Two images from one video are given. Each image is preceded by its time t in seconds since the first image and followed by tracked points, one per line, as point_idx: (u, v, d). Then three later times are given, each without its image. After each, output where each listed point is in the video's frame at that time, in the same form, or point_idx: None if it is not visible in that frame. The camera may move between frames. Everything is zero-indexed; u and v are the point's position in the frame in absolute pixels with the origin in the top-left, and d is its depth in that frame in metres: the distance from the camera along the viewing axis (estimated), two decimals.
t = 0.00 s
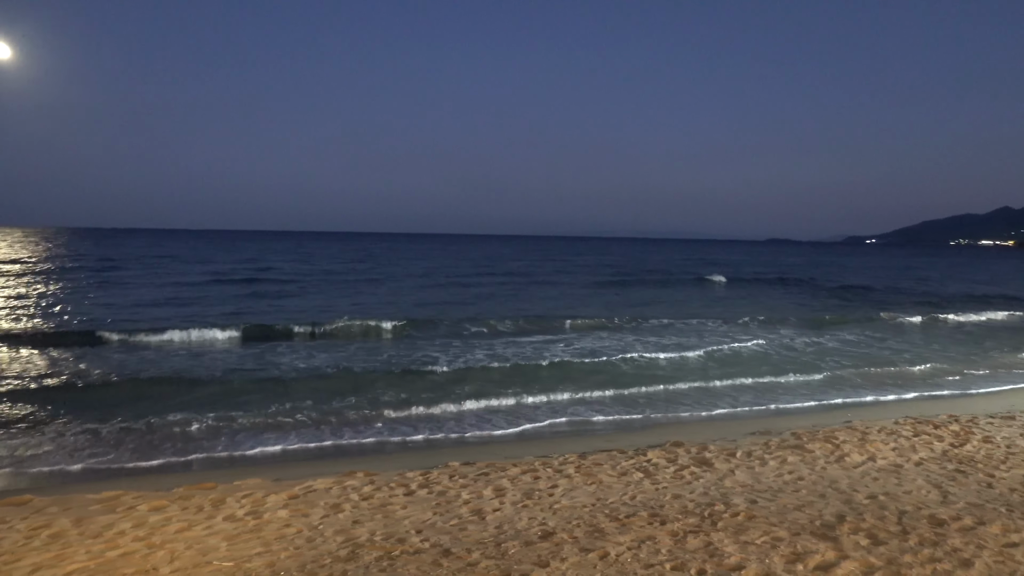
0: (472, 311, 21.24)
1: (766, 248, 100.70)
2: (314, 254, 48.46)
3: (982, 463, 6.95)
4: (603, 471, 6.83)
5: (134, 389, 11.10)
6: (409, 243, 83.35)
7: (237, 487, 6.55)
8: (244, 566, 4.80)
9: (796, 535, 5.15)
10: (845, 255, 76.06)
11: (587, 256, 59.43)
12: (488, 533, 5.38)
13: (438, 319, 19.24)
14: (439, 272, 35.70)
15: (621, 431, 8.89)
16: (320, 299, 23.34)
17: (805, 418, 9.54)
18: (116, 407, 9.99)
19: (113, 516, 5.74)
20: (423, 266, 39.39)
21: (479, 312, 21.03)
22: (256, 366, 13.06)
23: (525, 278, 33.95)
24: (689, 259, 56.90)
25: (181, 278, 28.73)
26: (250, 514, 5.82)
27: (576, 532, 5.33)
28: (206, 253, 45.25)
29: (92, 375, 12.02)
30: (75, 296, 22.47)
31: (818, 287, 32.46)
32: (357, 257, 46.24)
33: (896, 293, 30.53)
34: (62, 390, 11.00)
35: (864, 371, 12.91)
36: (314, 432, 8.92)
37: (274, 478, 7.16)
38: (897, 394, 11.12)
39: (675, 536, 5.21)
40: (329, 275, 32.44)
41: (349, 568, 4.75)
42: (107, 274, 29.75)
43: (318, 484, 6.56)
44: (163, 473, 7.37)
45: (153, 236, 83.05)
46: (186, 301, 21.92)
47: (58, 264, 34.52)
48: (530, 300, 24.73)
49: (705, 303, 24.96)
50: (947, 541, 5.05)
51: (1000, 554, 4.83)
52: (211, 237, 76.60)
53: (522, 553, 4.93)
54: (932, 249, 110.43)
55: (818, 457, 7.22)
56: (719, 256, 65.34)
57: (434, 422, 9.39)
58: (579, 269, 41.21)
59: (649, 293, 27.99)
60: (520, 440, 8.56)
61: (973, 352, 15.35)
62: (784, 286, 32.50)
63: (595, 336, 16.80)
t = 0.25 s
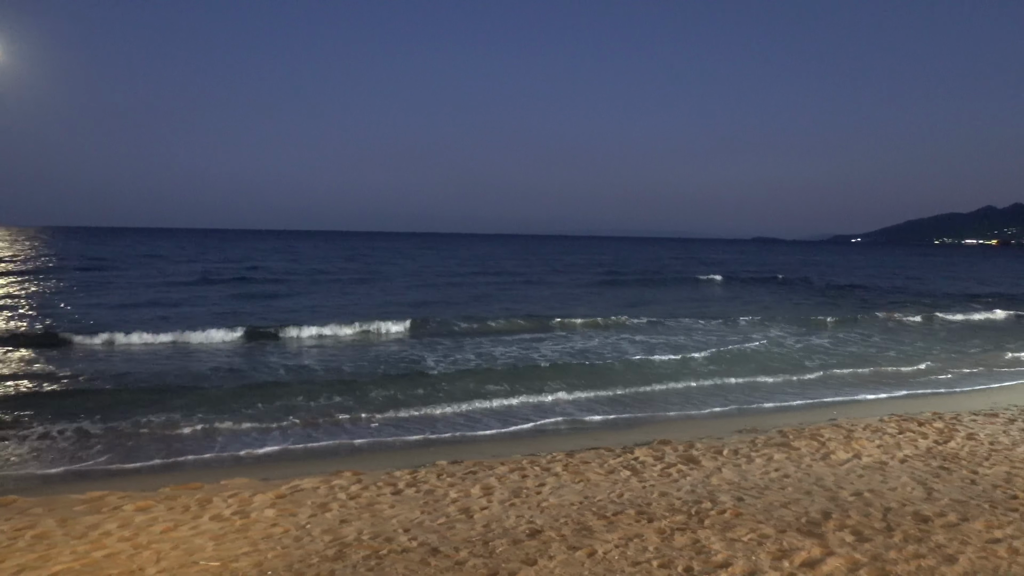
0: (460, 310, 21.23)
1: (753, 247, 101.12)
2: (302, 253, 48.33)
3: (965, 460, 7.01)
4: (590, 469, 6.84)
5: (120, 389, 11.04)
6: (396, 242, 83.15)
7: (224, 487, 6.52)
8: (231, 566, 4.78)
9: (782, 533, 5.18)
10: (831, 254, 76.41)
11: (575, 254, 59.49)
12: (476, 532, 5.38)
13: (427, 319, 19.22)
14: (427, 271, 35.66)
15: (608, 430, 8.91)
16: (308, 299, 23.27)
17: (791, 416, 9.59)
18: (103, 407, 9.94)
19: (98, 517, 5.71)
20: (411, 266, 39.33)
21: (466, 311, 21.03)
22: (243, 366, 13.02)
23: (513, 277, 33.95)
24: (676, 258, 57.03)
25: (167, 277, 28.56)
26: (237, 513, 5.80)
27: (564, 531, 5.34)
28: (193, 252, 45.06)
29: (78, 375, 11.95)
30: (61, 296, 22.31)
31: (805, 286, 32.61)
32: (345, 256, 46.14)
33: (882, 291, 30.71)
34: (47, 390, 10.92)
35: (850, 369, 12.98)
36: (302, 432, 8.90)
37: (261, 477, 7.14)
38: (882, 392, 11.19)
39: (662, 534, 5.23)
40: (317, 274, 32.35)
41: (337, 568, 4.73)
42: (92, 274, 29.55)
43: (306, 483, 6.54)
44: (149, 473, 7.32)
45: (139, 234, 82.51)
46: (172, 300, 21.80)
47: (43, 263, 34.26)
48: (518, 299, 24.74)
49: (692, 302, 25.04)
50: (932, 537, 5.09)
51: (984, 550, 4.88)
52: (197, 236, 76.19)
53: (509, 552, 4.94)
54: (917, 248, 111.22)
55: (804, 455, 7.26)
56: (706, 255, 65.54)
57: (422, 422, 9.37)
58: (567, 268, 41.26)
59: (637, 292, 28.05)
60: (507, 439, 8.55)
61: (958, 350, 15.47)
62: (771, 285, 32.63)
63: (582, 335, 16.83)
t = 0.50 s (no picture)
0: (450, 307, 21.22)
1: (742, 243, 101.28)
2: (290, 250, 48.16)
3: (951, 454, 7.08)
4: (580, 465, 6.86)
5: (106, 387, 10.98)
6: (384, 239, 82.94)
7: (213, 484, 6.50)
8: (220, 563, 4.77)
9: (770, 527, 5.21)
10: (819, 250, 76.69)
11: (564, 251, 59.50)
12: (466, 528, 5.39)
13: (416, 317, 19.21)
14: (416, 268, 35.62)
15: (597, 426, 8.92)
16: (296, 296, 23.20)
17: (779, 412, 9.64)
18: (90, 405, 9.88)
19: (86, 515, 5.68)
20: (399, 263, 39.26)
21: (455, 308, 21.02)
22: (232, 363, 12.97)
23: (502, 273, 33.94)
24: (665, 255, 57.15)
25: (154, 275, 28.39)
26: (225, 511, 5.79)
27: (554, 526, 5.35)
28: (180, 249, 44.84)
29: (64, 374, 11.86)
30: (46, 294, 22.14)
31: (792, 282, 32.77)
32: (334, 253, 46.03)
33: (868, 288, 30.89)
34: (33, 388, 10.85)
35: (836, 365, 13.07)
36: (292, 429, 8.87)
37: (250, 475, 7.11)
38: (869, 388, 11.27)
39: (651, 529, 5.25)
40: (305, 271, 32.24)
41: (327, 564, 4.73)
42: (78, 271, 29.33)
43: (295, 480, 6.53)
44: (137, 471, 7.28)
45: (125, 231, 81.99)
46: (160, 298, 21.68)
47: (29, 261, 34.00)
48: (507, 296, 24.73)
49: (681, 298, 25.09)
50: (919, 531, 5.13)
51: (970, 543, 4.92)
52: (184, 233, 75.78)
53: (499, 547, 4.95)
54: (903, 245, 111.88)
55: (792, 450, 7.30)
56: (695, 252, 65.67)
57: (411, 419, 9.36)
58: (556, 265, 41.28)
59: (625, 289, 28.10)
60: (496, 435, 8.56)
61: (944, 346, 15.59)
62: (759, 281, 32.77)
63: (571, 332, 16.84)
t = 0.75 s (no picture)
0: (439, 306, 21.19)
1: (729, 238, 101.57)
2: (278, 250, 47.99)
3: (939, 446, 7.13)
4: (571, 462, 6.87)
5: (94, 390, 10.91)
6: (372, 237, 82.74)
7: (203, 486, 6.47)
8: (212, 565, 4.76)
9: (761, 521, 5.24)
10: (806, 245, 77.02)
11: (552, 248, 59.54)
12: (459, 526, 5.39)
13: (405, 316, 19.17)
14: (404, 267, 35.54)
15: (588, 423, 8.93)
16: (285, 296, 23.12)
17: (769, 406, 9.68)
18: (77, 407, 9.81)
19: (76, 519, 5.64)
20: (387, 262, 39.19)
21: (444, 307, 21.00)
22: (220, 364, 12.92)
23: (490, 271, 33.92)
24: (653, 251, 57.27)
25: (141, 277, 28.21)
26: (216, 513, 5.76)
27: (546, 524, 5.36)
28: (167, 250, 44.62)
29: (51, 378, 11.78)
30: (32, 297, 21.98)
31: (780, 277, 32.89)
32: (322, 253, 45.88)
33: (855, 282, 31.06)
34: (20, 391, 10.77)
35: (824, 359, 13.14)
36: (282, 430, 8.84)
37: (241, 476, 7.09)
38: (857, 381, 11.33)
39: (643, 524, 5.27)
40: (292, 271, 32.13)
41: (319, 565, 4.72)
42: (64, 273, 29.13)
43: (286, 481, 6.51)
44: (126, 474, 7.24)
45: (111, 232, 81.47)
46: (147, 300, 21.56)
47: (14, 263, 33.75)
48: (495, 294, 24.73)
49: (669, 294, 25.15)
50: (908, 523, 5.17)
51: (958, 534, 4.97)
52: (169, 234, 75.35)
53: (492, 545, 4.95)
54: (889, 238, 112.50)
55: (782, 444, 7.34)
56: (683, 248, 65.81)
57: (401, 418, 9.35)
58: (545, 262, 41.30)
59: (613, 286, 28.15)
60: (486, 433, 8.55)
61: (932, 339, 15.69)
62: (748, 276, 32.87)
63: (560, 329, 16.85)
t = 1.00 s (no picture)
0: (424, 306, 21.16)
1: (713, 238, 102.16)
2: (262, 249, 47.76)
3: (920, 444, 7.19)
4: (557, 461, 6.88)
5: (76, 390, 10.84)
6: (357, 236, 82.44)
7: (186, 487, 6.44)
8: (196, 566, 4.73)
9: (746, 519, 5.27)
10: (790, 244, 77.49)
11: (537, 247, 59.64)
12: (444, 525, 5.39)
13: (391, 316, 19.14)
14: (389, 267, 35.47)
15: (572, 422, 8.95)
16: (269, 296, 23.01)
17: (753, 405, 9.74)
18: (59, 408, 9.73)
19: (57, 521, 5.59)
20: (372, 261, 39.10)
21: (429, 307, 20.97)
22: (204, 364, 12.85)
23: (475, 271, 33.90)
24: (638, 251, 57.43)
25: (123, 276, 28.00)
26: (200, 513, 5.74)
27: (531, 522, 5.37)
28: (150, 250, 44.33)
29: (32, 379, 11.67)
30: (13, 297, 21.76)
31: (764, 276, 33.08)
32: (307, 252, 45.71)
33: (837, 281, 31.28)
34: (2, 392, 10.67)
35: (806, 358, 13.22)
36: (265, 430, 8.80)
37: (225, 476, 7.05)
38: (839, 380, 11.43)
39: (628, 523, 5.29)
40: (277, 271, 31.98)
41: (304, 565, 4.71)
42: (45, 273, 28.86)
43: (271, 481, 6.49)
44: (109, 475, 7.19)
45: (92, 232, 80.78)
46: (130, 300, 21.40)
47: None
48: (480, 294, 24.72)
49: (653, 294, 25.24)
50: (890, 520, 5.22)
51: (939, 531, 5.02)
52: (152, 232, 74.81)
53: (477, 545, 4.96)
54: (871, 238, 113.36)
55: (765, 442, 7.38)
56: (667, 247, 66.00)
57: (386, 418, 9.33)
58: (530, 262, 41.33)
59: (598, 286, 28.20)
60: (472, 433, 8.55)
61: (913, 338, 15.83)
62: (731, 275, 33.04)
63: (544, 329, 16.87)
